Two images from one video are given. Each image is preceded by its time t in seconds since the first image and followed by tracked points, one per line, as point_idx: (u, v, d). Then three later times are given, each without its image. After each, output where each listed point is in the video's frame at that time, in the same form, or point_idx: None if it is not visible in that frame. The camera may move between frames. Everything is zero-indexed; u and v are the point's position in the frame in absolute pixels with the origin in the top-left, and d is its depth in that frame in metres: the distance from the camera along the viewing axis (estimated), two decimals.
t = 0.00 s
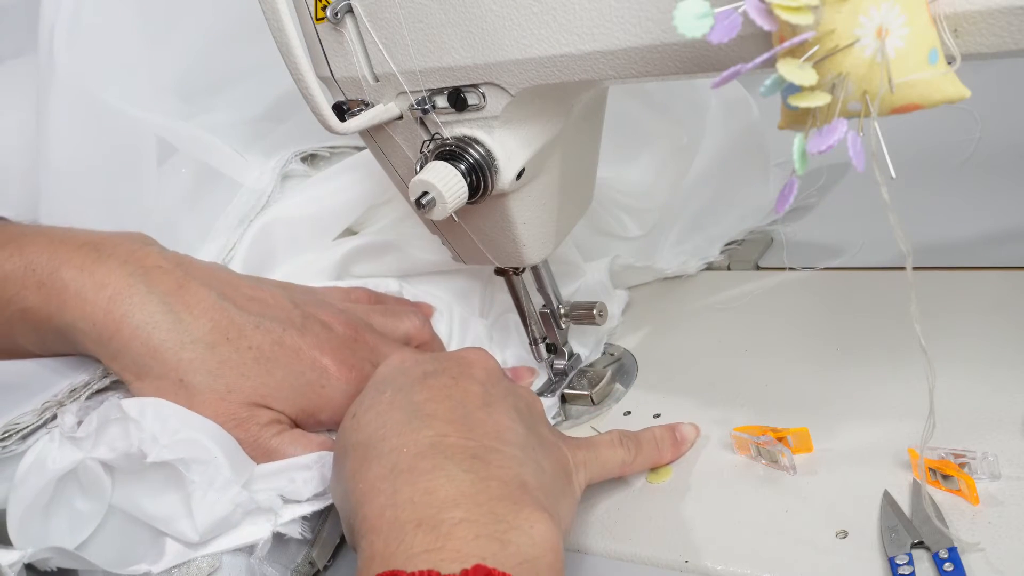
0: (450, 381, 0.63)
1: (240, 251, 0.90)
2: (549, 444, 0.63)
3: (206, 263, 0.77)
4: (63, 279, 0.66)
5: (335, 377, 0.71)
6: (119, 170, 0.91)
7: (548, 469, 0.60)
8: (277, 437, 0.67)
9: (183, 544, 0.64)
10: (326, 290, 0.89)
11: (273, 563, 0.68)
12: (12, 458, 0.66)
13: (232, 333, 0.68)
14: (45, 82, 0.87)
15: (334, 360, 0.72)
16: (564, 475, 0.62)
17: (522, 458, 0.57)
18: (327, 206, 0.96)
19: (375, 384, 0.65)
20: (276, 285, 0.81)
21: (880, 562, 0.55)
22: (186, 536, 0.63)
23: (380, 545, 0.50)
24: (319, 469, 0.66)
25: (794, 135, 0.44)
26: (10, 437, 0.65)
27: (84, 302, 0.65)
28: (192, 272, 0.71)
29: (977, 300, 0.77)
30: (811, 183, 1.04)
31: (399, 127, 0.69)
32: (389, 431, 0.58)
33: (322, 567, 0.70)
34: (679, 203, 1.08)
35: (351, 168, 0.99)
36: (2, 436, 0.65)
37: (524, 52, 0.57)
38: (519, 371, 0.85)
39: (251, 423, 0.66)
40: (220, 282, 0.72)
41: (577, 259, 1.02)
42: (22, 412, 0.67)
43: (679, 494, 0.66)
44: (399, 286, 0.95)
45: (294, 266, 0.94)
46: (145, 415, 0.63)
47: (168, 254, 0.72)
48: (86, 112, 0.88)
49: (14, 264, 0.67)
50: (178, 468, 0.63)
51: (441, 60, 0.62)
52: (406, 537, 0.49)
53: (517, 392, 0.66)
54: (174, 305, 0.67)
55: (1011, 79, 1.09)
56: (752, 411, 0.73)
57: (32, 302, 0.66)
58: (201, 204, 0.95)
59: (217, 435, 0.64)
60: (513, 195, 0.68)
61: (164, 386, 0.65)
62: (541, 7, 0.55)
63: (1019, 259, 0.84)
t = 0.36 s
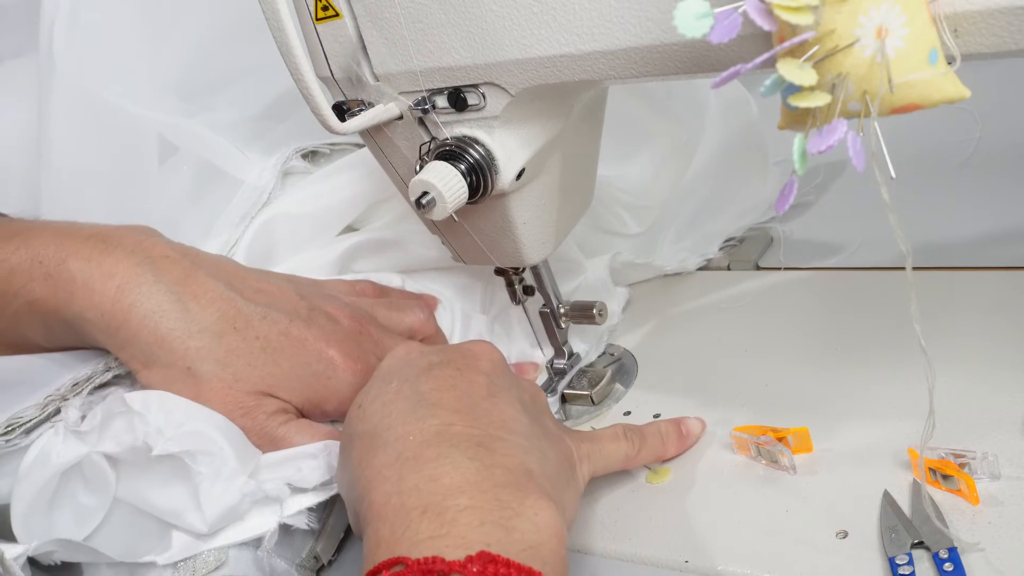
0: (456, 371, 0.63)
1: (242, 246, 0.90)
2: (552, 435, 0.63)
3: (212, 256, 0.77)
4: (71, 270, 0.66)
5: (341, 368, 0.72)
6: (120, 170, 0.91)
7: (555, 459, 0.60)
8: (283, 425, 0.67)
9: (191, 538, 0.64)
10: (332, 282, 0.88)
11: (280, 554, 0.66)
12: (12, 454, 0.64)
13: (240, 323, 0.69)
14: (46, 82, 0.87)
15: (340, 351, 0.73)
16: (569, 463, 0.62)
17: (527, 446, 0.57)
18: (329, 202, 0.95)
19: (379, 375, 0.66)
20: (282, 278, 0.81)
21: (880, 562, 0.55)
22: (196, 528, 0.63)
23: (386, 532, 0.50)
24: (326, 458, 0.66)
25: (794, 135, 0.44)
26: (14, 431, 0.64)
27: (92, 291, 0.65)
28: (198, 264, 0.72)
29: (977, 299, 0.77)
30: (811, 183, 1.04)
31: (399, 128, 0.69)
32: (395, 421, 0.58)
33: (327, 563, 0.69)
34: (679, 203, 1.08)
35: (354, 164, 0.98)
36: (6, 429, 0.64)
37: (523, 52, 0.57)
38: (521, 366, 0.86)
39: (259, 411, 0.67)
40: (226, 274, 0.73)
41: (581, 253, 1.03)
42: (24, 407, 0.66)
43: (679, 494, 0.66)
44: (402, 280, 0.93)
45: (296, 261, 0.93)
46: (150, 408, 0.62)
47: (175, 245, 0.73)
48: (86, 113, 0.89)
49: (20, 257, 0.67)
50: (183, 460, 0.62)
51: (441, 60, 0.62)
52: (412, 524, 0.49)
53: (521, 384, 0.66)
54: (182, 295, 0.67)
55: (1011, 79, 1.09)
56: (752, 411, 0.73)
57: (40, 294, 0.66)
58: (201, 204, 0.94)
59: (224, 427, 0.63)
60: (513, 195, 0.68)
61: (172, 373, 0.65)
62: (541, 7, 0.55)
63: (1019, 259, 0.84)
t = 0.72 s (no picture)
0: (471, 358, 0.63)
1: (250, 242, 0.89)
2: (564, 421, 0.63)
3: (223, 249, 0.78)
4: (82, 263, 0.66)
5: (352, 360, 0.72)
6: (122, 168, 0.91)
7: (568, 444, 0.60)
8: (297, 414, 0.68)
9: (202, 528, 0.64)
10: (338, 275, 0.88)
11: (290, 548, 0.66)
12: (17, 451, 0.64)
13: (251, 315, 0.69)
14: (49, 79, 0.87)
15: (350, 342, 0.73)
16: (581, 450, 0.63)
17: (541, 432, 0.58)
18: (331, 201, 0.94)
19: (393, 361, 0.65)
20: (293, 272, 0.82)
21: (880, 562, 0.55)
22: (212, 519, 0.62)
23: (400, 515, 0.51)
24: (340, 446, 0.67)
25: (794, 135, 0.44)
26: (22, 425, 0.64)
27: (104, 282, 0.65)
28: (209, 256, 0.72)
29: (977, 299, 0.77)
30: (811, 183, 1.04)
31: (399, 127, 0.69)
32: (410, 407, 0.58)
33: (334, 557, 0.68)
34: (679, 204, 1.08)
35: (353, 163, 0.97)
36: (14, 424, 0.63)
37: (524, 51, 0.57)
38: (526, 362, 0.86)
39: (273, 401, 0.67)
40: (237, 267, 0.74)
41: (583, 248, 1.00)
42: (34, 401, 0.66)
43: (679, 494, 0.66)
44: (407, 274, 0.93)
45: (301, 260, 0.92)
46: (160, 401, 0.62)
47: (185, 239, 0.73)
48: (87, 112, 0.89)
49: (31, 252, 0.67)
50: (196, 451, 0.62)
51: (441, 60, 0.62)
52: (425, 506, 0.50)
53: (534, 371, 0.66)
54: (193, 286, 0.68)
55: (1011, 79, 1.09)
56: (752, 411, 0.73)
57: (51, 288, 0.66)
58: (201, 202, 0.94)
59: (238, 421, 0.64)
60: (513, 195, 0.68)
61: (185, 364, 0.65)
62: (541, 7, 0.55)
63: (1019, 260, 0.84)
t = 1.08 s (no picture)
0: (475, 356, 0.63)
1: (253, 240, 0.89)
2: (571, 418, 0.63)
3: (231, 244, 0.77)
4: (89, 257, 0.66)
5: (358, 355, 0.73)
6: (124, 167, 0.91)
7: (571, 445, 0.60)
8: (304, 408, 0.67)
9: (210, 522, 0.64)
10: (343, 272, 0.88)
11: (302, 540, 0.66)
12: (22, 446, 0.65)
13: (258, 308, 0.69)
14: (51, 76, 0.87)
15: (356, 338, 0.74)
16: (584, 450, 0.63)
17: (545, 430, 0.58)
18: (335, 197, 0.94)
19: (398, 360, 0.65)
20: (299, 267, 0.82)
21: (880, 562, 0.55)
22: (220, 512, 0.62)
23: (406, 516, 0.51)
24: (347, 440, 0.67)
25: (794, 135, 0.44)
26: (28, 421, 0.64)
27: (113, 277, 0.65)
28: (217, 250, 0.72)
29: (977, 299, 0.77)
30: (811, 183, 1.04)
31: (399, 127, 0.69)
32: (415, 405, 0.58)
33: (340, 553, 0.67)
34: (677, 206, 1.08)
35: (355, 161, 0.96)
36: (19, 419, 0.63)
37: (523, 52, 0.57)
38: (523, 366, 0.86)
39: (279, 394, 0.67)
40: (245, 260, 0.74)
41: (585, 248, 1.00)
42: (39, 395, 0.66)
43: (679, 495, 0.66)
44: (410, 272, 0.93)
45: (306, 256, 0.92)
46: (167, 395, 0.62)
47: (193, 232, 0.73)
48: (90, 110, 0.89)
49: (37, 247, 0.66)
50: (204, 446, 0.62)
51: (441, 60, 0.62)
52: (432, 507, 0.50)
53: (539, 369, 0.66)
54: (201, 280, 0.67)
55: (1011, 79, 1.09)
56: (752, 411, 0.73)
57: (59, 282, 0.65)
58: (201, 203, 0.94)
59: (245, 415, 0.64)
60: (513, 195, 0.68)
61: (192, 357, 0.65)
62: (541, 7, 0.55)
63: (1019, 259, 0.84)
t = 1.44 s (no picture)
0: (470, 370, 0.63)
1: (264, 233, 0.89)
2: (571, 420, 0.64)
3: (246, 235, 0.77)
4: (108, 247, 0.65)
5: (374, 344, 0.73)
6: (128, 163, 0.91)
7: (567, 453, 0.60)
8: (320, 399, 0.68)
9: (226, 506, 0.64)
10: (355, 263, 0.88)
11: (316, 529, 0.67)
12: (35, 434, 0.62)
13: (276, 298, 0.69)
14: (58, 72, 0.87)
15: (373, 327, 0.75)
16: (587, 455, 0.62)
17: (540, 446, 0.57)
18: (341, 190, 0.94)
19: (398, 373, 0.66)
20: (311, 258, 0.82)
21: (880, 562, 0.55)
22: (240, 498, 0.63)
23: (402, 537, 0.50)
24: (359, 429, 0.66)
25: (794, 135, 0.44)
26: (43, 409, 0.61)
27: (132, 267, 0.64)
28: (235, 240, 0.72)
29: (977, 299, 0.77)
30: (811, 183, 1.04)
31: (400, 127, 0.69)
32: (411, 421, 0.59)
33: (352, 543, 0.70)
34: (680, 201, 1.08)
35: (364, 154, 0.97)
36: (34, 408, 0.61)
37: (524, 52, 0.57)
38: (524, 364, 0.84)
39: (297, 383, 0.68)
40: (261, 251, 0.73)
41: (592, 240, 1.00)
42: (51, 383, 0.64)
43: (678, 495, 0.66)
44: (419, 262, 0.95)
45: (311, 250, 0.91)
46: (187, 384, 0.62)
47: (209, 223, 0.72)
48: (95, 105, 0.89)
49: (54, 238, 0.65)
50: (223, 433, 0.63)
51: (441, 60, 0.62)
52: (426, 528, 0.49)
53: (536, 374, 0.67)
54: (220, 269, 0.67)
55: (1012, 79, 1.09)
56: (752, 411, 0.73)
57: (76, 273, 0.65)
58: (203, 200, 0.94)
59: (268, 408, 0.64)
60: (513, 195, 0.68)
61: (211, 345, 0.65)
62: (541, 7, 0.55)
63: (1018, 260, 0.84)
